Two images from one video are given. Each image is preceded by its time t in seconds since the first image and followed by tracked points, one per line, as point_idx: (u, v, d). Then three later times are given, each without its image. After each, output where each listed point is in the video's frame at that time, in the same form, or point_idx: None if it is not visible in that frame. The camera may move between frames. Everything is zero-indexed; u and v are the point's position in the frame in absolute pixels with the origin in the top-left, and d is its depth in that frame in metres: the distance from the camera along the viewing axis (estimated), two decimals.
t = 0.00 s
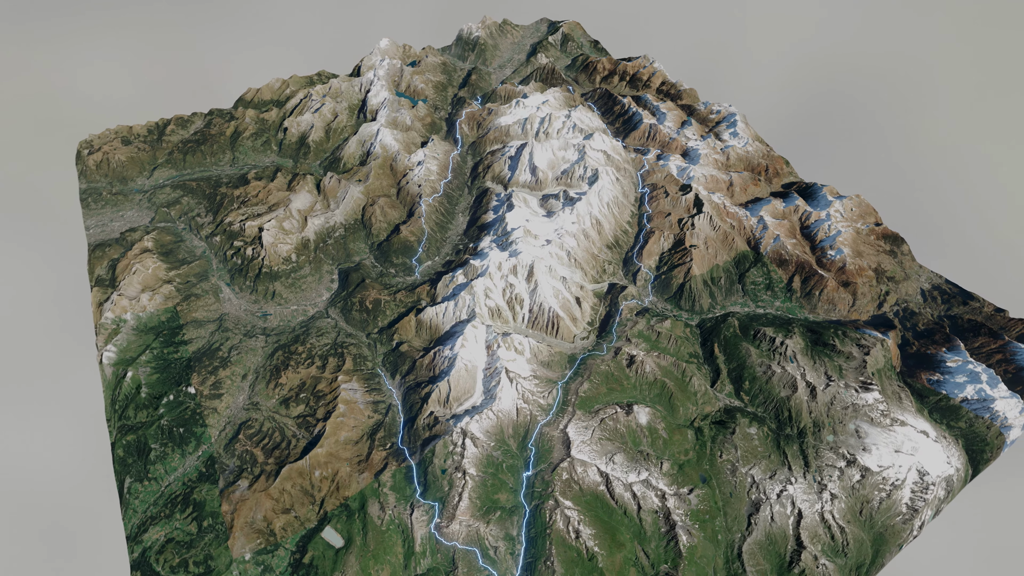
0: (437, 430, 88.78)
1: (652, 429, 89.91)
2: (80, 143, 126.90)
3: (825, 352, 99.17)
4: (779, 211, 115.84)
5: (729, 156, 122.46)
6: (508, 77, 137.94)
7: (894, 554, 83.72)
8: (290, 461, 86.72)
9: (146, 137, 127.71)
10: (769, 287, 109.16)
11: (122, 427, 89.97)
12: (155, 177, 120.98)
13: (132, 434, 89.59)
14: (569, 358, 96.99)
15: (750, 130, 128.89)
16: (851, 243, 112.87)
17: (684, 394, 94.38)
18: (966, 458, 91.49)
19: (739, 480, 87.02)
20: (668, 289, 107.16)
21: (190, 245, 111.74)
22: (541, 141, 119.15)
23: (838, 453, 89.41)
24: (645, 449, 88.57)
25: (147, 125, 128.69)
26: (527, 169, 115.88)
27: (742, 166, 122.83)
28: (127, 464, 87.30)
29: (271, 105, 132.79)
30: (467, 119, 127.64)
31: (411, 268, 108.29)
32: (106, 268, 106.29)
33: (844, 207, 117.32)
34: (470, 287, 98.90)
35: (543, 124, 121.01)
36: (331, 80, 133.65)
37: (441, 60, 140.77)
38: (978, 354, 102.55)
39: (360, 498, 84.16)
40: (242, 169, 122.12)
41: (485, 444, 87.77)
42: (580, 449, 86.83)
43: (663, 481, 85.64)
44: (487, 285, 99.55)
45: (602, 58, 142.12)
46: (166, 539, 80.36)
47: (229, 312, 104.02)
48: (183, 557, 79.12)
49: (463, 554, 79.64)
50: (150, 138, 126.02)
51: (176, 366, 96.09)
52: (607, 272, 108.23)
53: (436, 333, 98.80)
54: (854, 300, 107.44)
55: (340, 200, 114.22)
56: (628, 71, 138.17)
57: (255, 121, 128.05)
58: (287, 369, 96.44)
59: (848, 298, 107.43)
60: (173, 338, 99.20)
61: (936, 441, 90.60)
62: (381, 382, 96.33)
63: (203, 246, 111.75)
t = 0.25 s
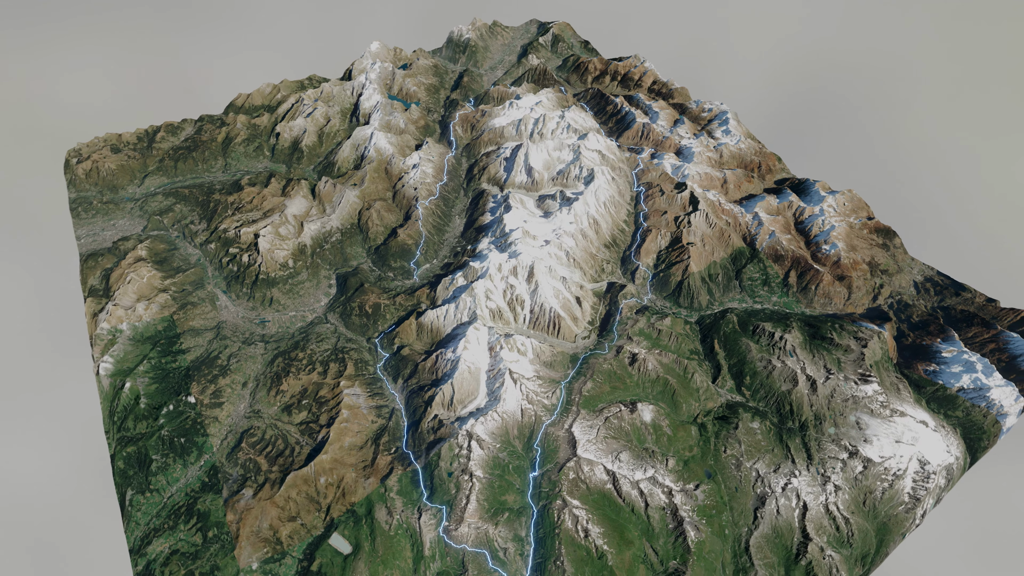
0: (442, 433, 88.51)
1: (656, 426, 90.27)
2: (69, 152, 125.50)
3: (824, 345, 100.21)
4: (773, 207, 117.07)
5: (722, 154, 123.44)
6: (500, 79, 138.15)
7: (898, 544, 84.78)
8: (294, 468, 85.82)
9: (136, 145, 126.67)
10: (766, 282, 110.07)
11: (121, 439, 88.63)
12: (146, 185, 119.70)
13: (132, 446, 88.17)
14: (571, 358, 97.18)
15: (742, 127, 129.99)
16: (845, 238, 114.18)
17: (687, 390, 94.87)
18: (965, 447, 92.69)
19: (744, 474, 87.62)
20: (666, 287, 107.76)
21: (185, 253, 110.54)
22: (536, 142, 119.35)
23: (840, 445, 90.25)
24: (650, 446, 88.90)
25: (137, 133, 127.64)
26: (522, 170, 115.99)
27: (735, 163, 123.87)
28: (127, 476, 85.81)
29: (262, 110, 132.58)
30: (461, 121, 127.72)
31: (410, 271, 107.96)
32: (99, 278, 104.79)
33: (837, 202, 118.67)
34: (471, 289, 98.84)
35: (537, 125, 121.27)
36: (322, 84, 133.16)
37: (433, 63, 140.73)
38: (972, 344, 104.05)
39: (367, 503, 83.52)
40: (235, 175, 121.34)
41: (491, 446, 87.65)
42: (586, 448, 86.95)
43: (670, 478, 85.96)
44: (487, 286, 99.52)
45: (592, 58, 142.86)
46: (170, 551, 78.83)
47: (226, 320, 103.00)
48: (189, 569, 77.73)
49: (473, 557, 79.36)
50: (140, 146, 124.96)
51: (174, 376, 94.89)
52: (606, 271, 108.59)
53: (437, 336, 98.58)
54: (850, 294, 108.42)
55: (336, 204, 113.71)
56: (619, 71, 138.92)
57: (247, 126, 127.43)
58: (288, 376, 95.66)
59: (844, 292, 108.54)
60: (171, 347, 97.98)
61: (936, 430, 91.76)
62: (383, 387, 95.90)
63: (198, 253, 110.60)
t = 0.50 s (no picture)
0: (447, 436, 88.15)
1: (661, 424, 90.54)
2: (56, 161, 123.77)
3: (822, 339, 101.18)
4: (767, 204, 118.15)
5: (716, 151, 124.32)
6: (491, 80, 138.17)
7: (901, 533, 85.82)
8: (299, 476, 84.98)
9: (125, 152, 125.21)
10: (762, 278, 110.87)
11: (121, 452, 87.25)
12: (137, 193, 118.27)
13: (132, 458, 86.75)
14: (573, 358, 97.33)
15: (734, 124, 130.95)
16: (839, 232, 115.34)
17: (689, 387, 95.34)
18: (963, 436, 93.93)
19: (749, 469, 88.10)
20: (664, 285, 108.27)
21: (179, 261, 109.25)
22: (531, 143, 119.38)
23: (842, 437, 91.11)
24: (655, 444, 89.18)
25: (126, 141, 126.24)
26: (518, 171, 115.96)
27: (729, 160, 124.78)
28: (128, 489, 84.35)
29: (253, 115, 131.72)
30: (455, 123, 127.58)
31: (408, 274, 107.52)
32: (92, 289, 103.24)
33: (830, 197, 119.90)
34: (471, 291, 98.67)
35: (532, 126, 121.34)
36: (314, 88, 132.42)
37: (424, 65, 140.44)
38: (966, 334, 105.53)
39: (373, 509, 82.87)
40: (227, 181, 120.38)
41: (497, 448, 87.44)
42: (592, 447, 87.06)
43: (676, 474, 86.25)
44: (488, 288, 99.41)
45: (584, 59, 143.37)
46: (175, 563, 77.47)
47: (224, 328, 101.89)
48: None
49: (482, 559, 79.08)
50: (129, 154, 123.60)
51: (173, 386, 93.63)
52: (604, 270, 108.86)
53: (439, 339, 98.29)
54: (845, 288, 109.62)
55: (332, 209, 113.05)
56: (610, 71, 139.49)
57: (238, 132, 126.47)
58: (289, 383, 94.85)
59: (839, 286, 109.65)
60: (168, 357, 96.71)
61: (934, 420, 92.89)
62: (386, 391, 95.33)
63: (192, 261, 109.36)
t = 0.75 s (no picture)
0: (452, 439, 87.83)
1: (665, 421, 90.81)
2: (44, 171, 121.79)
3: (820, 333, 102.09)
4: (761, 200, 119.01)
5: (709, 149, 125.10)
6: (483, 82, 138.05)
7: (904, 523, 86.82)
8: (304, 483, 84.11)
9: (114, 161, 123.51)
10: (759, 274, 111.64)
11: (121, 464, 85.86)
12: (128, 202, 116.68)
13: (133, 470, 85.37)
14: (575, 358, 97.38)
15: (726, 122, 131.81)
16: (832, 227, 116.48)
17: (691, 384, 95.76)
18: (962, 425, 95.11)
19: (754, 464, 88.61)
20: (663, 283, 108.72)
21: (173, 270, 107.90)
22: (526, 143, 119.31)
23: (843, 430, 91.95)
24: (660, 441, 89.39)
25: (115, 149, 124.59)
26: (514, 172, 115.88)
27: (722, 158, 125.61)
28: (130, 502, 82.95)
29: (244, 121, 130.54)
30: (448, 125, 127.29)
31: (406, 278, 107.01)
32: (85, 299, 101.63)
33: (822, 193, 121.05)
34: (472, 293, 98.47)
35: (526, 127, 121.35)
36: (304, 92, 131.51)
37: (415, 68, 139.96)
38: (960, 325, 106.93)
39: (380, 515, 82.20)
40: (220, 188, 119.19)
41: (503, 450, 87.23)
42: (597, 447, 87.16)
43: (681, 472, 86.52)
44: (488, 290, 99.37)
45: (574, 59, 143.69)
46: None
47: (221, 336, 100.73)
48: None
49: (492, 562, 78.81)
50: (119, 162, 121.92)
51: (172, 396, 92.36)
52: (603, 269, 109.05)
53: (440, 342, 97.93)
54: (840, 281, 110.34)
55: (328, 214, 112.30)
56: (602, 70, 139.91)
57: (229, 138, 125.28)
58: (291, 390, 93.95)
59: (835, 280, 110.62)
60: (166, 367, 95.38)
61: (933, 410, 93.93)
62: (388, 396, 94.75)
63: (187, 269, 108.06)
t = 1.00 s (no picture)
0: (457, 442, 87.51)
1: (669, 419, 91.11)
2: (31, 181, 119.80)
3: (818, 328, 103.06)
4: (755, 197, 119.99)
5: (702, 147, 125.93)
6: (475, 83, 137.94)
7: (906, 513, 87.82)
8: (309, 491, 83.27)
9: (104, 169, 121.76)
10: (756, 270, 112.48)
11: (122, 477, 84.50)
12: (119, 211, 115.09)
13: (133, 482, 84.04)
14: (577, 358, 97.46)
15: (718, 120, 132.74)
16: (826, 222, 117.69)
17: (694, 381, 96.17)
18: (959, 415, 96.35)
19: (758, 459, 89.14)
20: (661, 281, 109.18)
21: (168, 278, 106.56)
22: (521, 145, 119.32)
23: (844, 423, 92.78)
24: (665, 439, 89.60)
25: (104, 157, 122.88)
26: (510, 174, 115.88)
27: (715, 156, 126.49)
28: (132, 515, 81.63)
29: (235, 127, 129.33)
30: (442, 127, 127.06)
31: (405, 282, 106.55)
32: (79, 311, 100.01)
33: (815, 188, 122.26)
34: (473, 296, 98.26)
35: (520, 128, 121.41)
36: (296, 97, 130.59)
37: (406, 70, 139.52)
38: (954, 316, 108.41)
39: (388, 520, 81.56)
40: (212, 195, 117.98)
41: (509, 452, 87.04)
42: (603, 446, 87.25)
43: (687, 468, 86.82)
44: (489, 292, 99.26)
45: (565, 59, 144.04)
46: None
47: (219, 345, 99.59)
48: None
49: (502, 564, 78.55)
50: (109, 170, 120.23)
51: (171, 407, 91.12)
52: (601, 269, 109.27)
53: (441, 345, 97.58)
54: (836, 276, 111.49)
55: (324, 219, 111.55)
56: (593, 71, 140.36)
57: (221, 144, 124.08)
58: (292, 397, 93.10)
59: (831, 274, 111.75)
60: (164, 377, 94.10)
61: (932, 401, 94.94)
62: (391, 401, 94.20)
63: (181, 278, 106.79)
